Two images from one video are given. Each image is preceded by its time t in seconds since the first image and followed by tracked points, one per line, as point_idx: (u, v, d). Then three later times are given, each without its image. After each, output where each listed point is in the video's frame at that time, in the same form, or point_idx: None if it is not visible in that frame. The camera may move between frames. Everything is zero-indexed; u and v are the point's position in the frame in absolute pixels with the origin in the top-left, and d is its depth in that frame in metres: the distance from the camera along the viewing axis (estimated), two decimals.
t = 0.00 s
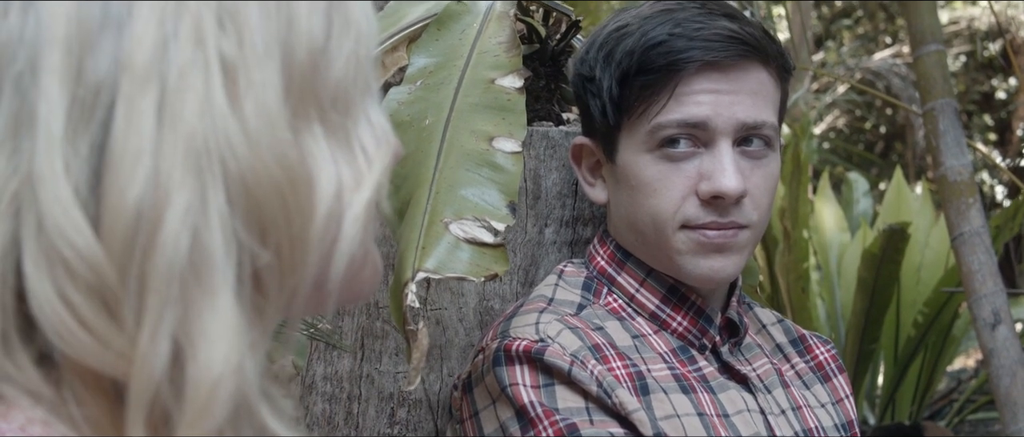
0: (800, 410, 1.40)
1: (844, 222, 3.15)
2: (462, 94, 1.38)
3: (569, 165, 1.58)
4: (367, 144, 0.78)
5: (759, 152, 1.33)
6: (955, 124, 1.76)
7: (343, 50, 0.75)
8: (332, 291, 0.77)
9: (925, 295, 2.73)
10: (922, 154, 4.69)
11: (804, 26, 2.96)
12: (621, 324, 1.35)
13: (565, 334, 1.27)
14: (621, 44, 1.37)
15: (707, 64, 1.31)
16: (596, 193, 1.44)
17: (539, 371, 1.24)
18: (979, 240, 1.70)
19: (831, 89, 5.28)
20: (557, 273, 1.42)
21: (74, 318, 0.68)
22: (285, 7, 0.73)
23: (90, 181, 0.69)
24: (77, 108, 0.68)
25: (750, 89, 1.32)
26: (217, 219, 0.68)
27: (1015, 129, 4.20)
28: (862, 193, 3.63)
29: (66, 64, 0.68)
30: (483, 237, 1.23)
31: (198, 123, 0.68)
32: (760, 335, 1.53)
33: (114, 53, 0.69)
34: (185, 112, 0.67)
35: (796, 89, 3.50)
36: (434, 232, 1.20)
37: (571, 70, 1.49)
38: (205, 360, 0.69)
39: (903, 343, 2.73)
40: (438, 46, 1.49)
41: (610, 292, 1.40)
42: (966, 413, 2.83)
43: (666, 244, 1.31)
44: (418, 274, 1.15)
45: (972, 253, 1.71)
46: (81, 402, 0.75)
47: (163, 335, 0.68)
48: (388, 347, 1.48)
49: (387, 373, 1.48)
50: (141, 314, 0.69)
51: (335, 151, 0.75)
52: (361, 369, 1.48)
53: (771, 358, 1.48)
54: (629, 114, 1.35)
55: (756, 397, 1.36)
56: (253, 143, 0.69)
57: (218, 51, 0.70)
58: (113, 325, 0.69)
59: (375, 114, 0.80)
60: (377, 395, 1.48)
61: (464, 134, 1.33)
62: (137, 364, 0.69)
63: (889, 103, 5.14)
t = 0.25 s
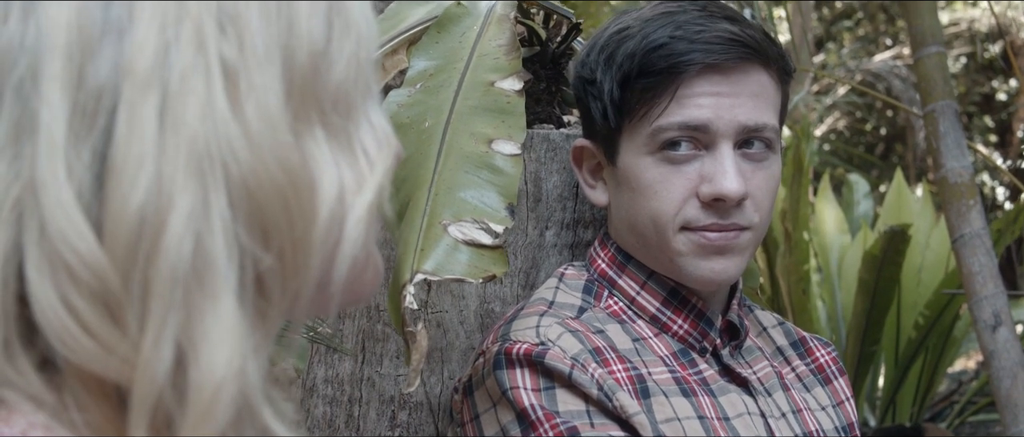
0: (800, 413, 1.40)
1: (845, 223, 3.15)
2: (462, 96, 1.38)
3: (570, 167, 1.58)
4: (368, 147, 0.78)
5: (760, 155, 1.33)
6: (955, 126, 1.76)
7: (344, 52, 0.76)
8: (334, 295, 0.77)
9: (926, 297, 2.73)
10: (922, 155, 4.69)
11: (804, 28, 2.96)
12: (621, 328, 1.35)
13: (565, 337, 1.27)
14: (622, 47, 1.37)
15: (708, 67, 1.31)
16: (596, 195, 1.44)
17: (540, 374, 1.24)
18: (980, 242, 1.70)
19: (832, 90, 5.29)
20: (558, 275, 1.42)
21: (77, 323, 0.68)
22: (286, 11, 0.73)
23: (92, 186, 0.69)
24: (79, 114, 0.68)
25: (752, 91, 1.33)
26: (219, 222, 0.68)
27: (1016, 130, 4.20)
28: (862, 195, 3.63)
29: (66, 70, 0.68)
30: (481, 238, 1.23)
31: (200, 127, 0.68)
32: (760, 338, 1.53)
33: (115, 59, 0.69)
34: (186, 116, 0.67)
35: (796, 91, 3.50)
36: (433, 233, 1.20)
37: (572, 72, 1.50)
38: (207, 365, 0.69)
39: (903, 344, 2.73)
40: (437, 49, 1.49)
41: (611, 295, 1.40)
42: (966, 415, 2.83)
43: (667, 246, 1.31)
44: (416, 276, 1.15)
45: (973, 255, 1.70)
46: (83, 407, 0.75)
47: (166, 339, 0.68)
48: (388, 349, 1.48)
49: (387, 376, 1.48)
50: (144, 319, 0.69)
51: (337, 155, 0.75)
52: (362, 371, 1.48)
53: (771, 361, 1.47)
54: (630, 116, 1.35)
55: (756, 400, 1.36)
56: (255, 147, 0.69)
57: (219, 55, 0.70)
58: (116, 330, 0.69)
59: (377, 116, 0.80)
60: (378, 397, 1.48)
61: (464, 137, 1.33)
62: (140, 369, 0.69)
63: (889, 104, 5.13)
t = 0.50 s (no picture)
0: (799, 411, 1.40)
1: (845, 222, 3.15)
2: (462, 93, 1.38)
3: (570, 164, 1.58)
4: (368, 144, 0.78)
5: (760, 152, 1.33)
6: (955, 124, 1.76)
7: (343, 49, 0.75)
8: (334, 292, 0.77)
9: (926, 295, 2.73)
10: (923, 153, 4.69)
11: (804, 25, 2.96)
12: (621, 325, 1.35)
13: (565, 334, 1.27)
14: (622, 44, 1.36)
15: (708, 64, 1.30)
16: (596, 192, 1.44)
17: (539, 372, 1.24)
18: (980, 240, 1.70)
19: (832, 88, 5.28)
20: (558, 273, 1.42)
21: (78, 323, 0.68)
22: (285, 8, 0.73)
23: (92, 185, 0.69)
24: (78, 114, 0.68)
25: (752, 88, 1.32)
26: (220, 220, 0.68)
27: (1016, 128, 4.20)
28: (862, 193, 3.63)
29: (66, 70, 0.68)
30: (483, 235, 1.22)
31: (200, 126, 0.68)
32: (760, 336, 1.53)
33: (115, 58, 0.69)
34: (187, 115, 0.68)
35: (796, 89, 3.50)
36: (433, 230, 1.20)
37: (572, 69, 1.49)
38: (207, 364, 0.69)
39: (903, 342, 2.73)
40: (437, 46, 1.49)
41: (611, 292, 1.40)
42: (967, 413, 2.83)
43: (667, 243, 1.31)
44: (418, 273, 1.15)
45: (973, 252, 1.70)
46: (83, 406, 0.75)
47: (166, 338, 0.68)
48: (388, 347, 1.48)
49: (387, 373, 1.48)
50: (145, 318, 0.69)
51: (337, 152, 0.75)
52: (362, 369, 1.48)
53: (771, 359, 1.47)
54: (630, 113, 1.35)
55: (755, 398, 1.36)
56: (255, 145, 0.69)
57: (218, 54, 0.70)
58: (116, 329, 0.69)
59: (376, 113, 0.80)
60: (378, 395, 1.48)
61: (464, 134, 1.33)
62: (141, 368, 0.69)
63: (890, 102, 5.13)
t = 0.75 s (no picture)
0: (799, 418, 1.40)
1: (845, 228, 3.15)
2: (464, 100, 1.38)
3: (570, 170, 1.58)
4: (370, 152, 0.78)
5: (760, 160, 1.33)
6: (956, 131, 1.76)
7: (346, 56, 0.76)
8: (335, 300, 0.78)
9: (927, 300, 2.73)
10: (924, 158, 4.69)
11: (806, 31, 2.96)
12: (621, 332, 1.35)
13: (565, 341, 1.27)
14: (623, 52, 1.37)
15: (709, 71, 1.31)
16: (596, 198, 1.44)
17: (539, 379, 1.24)
18: (980, 246, 1.70)
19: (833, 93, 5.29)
20: (558, 279, 1.42)
21: (79, 329, 0.68)
22: (288, 15, 0.73)
23: (94, 192, 0.69)
24: (81, 120, 0.68)
25: (752, 95, 1.33)
26: (221, 228, 0.68)
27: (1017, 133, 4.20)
28: (863, 198, 3.63)
29: (69, 77, 0.68)
30: (484, 242, 1.23)
31: (202, 134, 0.68)
32: (760, 342, 1.53)
33: (117, 65, 0.69)
34: (189, 123, 0.68)
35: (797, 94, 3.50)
36: (435, 238, 1.20)
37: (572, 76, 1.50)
38: (207, 371, 0.69)
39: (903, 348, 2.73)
40: (439, 53, 1.49)
41: (611, 299, 1.41)
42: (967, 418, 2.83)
43: (667, 250, 1.31)
44: (419, 280, 1.15)
45: (973, 259, 1.70)
46: (85, 413, 0.75)
47: (167, 345, 0.69)
48: (388, 353, 1.48)
49: (387, 379, 1.48)
50: (146, 325, 0.69)
51: (339, 161, 0.75)
52: (362, 375, 1.48)
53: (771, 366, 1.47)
54: (631, 120, 1.35)
55: (755, 404, 1.36)
56: (257, 152, 0.69)
57: (221, 61, 0.70)
58: (118, 336, 0.70)
59: (378, 121, 0.80)
60: (378, 401, 1.48)
61: (466, 141, 1.33)
62: (142, 374, 0.69)
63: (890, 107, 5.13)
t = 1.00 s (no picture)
0: (795, 414, 1.40)
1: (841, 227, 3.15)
2: (457, 98, 1.38)
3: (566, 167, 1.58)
4: (365, 151, 0.77)
5: (755, 157, 1.33)
6: (951, 128, 1.76)
7: (342, 53, 0.75)
8: (330, 296, 0.78)
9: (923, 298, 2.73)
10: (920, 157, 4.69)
11: (802, 29, 2.96)
12: (617, 329, 1.35)
13: (561, 338, 1.26)
14: (618, 48, 1.37)
15: (705, 68, 1.31)
16: (591, 195, 1.44)
17: (535, 375, 1.24)
18: (976, 243, 1.70)
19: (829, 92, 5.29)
20: (553, 276, 1.42)
21: (74, 326, 0.68)
22: (283, 13, 0.73)
23: (89, 188, 0.69)
24: (76, 116, 0.68)
25: (748, 93, 1.33)
26: (216, 225, 0.68)
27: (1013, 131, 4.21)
28: (859, 197, 3.64)
29: (64, 73, 0.68)
30: (476, 242, 1.22)
31: (197, 129, 0.68)
32: (756, 339, 1.53)
33: (112, 61, 0.69)
34: (183, 119, 0.68)
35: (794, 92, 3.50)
36: (427, 235, 1.21)
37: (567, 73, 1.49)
38: (202, 368, 0.69)
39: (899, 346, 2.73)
40: (433, 50, 1.49)
41: (607, 296, 1.40)
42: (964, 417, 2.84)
43: (663, 248, 1.31)
44: (410, 278, 1.15)
45: (969, 256, 1.71)
46: (79, 409, 0.75)
47: (162, 342, 0.68)
48: (384, 350, 1.48)
49: (382, 377, 1.48)
50: (140, 322, 0.69)
51: (333, 157, 0.75)
52: (357, 372, 1.48)
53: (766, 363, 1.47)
54: (625, 117, 1.35)
55: (751, 401, 1.36)
56: (252, 149, 0.69)
57: (216, 57, 0.70)
58: (112, 332, 0.69)
59: (372, 118, 0.80)
60: (373, 398, 1.48)
61: (459, 138, 1.33)
62: (136, 371, 0.69)
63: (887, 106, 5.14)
